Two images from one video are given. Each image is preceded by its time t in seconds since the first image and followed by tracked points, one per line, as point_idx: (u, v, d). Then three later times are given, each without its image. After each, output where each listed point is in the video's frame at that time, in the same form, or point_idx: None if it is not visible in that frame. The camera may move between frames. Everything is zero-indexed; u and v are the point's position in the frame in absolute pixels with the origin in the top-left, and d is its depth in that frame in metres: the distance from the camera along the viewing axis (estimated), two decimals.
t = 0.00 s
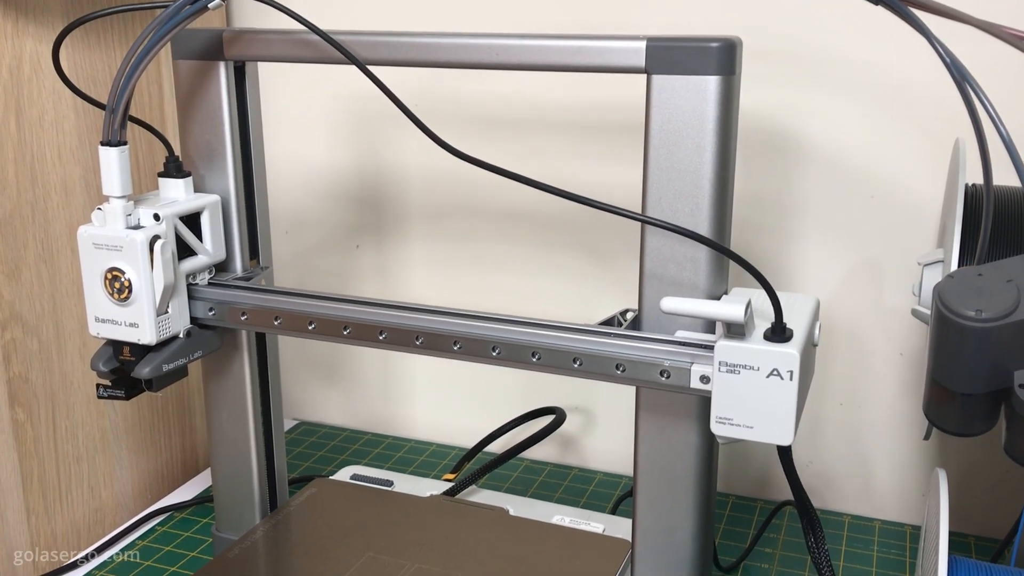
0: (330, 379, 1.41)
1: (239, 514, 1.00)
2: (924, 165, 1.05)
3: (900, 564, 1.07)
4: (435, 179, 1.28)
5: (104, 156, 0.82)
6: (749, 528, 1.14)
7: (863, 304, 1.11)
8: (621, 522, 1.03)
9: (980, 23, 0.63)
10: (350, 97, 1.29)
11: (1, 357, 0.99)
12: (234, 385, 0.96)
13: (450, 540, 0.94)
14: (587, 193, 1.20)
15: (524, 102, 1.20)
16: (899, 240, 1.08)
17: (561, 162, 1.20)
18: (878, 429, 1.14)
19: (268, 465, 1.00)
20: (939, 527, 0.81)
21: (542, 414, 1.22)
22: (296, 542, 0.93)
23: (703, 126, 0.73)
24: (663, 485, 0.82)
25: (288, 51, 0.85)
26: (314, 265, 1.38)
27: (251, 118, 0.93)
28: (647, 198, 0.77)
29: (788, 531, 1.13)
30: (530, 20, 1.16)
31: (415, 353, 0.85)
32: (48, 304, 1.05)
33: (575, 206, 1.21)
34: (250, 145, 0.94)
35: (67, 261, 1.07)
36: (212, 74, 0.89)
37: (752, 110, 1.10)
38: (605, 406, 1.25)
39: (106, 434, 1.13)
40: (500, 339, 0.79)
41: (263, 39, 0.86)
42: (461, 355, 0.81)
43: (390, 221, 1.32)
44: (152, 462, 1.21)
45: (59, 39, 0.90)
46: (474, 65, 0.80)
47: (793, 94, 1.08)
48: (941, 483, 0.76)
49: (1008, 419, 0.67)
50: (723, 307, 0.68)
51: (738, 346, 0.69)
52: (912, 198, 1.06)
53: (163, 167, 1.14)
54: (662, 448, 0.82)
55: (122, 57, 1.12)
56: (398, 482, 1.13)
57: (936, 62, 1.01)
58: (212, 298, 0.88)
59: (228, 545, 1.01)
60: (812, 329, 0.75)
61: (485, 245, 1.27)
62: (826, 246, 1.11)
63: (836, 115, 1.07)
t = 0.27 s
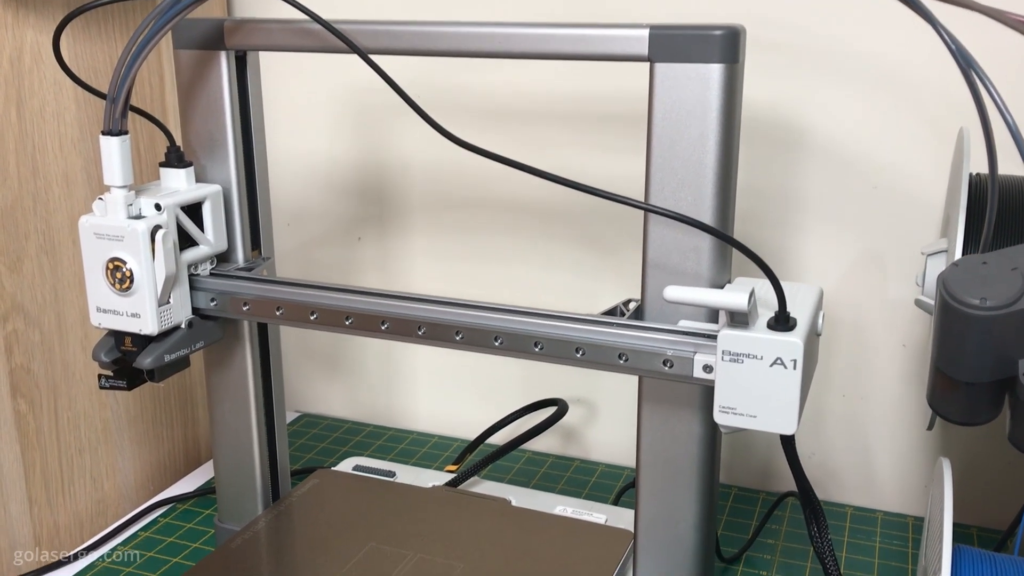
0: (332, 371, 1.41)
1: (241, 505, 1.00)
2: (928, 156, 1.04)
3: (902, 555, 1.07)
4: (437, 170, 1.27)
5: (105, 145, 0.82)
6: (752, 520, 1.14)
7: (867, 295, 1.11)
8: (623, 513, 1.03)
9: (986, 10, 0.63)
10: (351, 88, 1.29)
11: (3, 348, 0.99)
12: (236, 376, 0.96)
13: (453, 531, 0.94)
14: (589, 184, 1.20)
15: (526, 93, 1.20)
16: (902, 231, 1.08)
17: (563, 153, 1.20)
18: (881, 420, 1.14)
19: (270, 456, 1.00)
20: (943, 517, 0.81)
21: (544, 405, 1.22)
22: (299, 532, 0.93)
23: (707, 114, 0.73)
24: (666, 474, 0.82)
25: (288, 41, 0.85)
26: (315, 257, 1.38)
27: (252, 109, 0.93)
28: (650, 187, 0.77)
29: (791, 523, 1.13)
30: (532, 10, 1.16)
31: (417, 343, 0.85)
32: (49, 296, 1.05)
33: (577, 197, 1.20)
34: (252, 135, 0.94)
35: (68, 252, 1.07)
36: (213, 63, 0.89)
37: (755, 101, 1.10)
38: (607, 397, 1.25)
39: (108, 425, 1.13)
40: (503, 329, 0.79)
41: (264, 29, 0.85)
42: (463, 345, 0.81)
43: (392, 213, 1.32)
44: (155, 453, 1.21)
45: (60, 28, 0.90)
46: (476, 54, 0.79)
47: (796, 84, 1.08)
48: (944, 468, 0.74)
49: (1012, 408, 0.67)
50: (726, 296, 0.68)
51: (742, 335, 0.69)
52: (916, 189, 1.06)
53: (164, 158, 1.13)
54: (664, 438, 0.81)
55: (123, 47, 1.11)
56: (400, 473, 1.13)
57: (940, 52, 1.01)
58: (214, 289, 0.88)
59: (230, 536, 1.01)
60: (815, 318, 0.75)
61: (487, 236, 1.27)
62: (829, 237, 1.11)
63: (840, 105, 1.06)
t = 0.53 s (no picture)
0: (334, 362, 1.40)
1: (244, 495, 1.00)
2: (932, 145, 1.04)
3: (906, 546, 1.06)
4: (440, 161, 1.27)
5: (106, 135, 0.81)
6: (755, 510, 1.14)
7: (871, 285, 1.10)
8: (626, 503, 1.03)
9: None
10: (353, 79, 1.28)
11: (5, 339, 0.99)
12: (238, 366, 0.96)
13: (455, 521, 0.94)
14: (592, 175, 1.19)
15: (529, 83, 1.19)
16: (906, 221, 1.07)
17: (566, 144, 1.19)
18: (884, 411, 1.14)
19: (273, 447, 1.00)
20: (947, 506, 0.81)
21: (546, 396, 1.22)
22: (302, 523, 0.93)
23: (710, 102, 0.73)
24: (669, 464, 0.82)
25: (288, 29, 0.84)
26: (318, 248, 1.38)
27: (254, 98, 0.93)
28: (654, 175, 0.76)
29: (794, 513, 1.13)
30: None
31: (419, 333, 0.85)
32: (52, 287, 1.04)
33: (580, 188, 1.20)
34: (253, 124, 0.93)
35: (71, 243, 1.06)
36: (214, 52, 0.88)
37: (759, 90, 1.10)
38: (610, 388, 1.25)
39: (111, 417, 1.13)
40: (505, 319, 0.79)
41: (264, 18, 0.85)
42: (466, 334, 0.81)
43: (394, 204, 1.31)
44: (158, 445, 1.21)
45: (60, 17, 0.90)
46: (479, 41, 0.79)
47: (800, 73, 1.07)
48: (948, 455, 0.74)
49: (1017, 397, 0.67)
50: (730, 284, 0.68)
51: (745, 323, 0.69)
52: (919, 179, 1.05)
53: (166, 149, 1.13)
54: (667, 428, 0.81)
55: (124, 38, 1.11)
56: (403, 464, 1.13)
57: (944, 40, 1.00)
58: (216, 278, 0.88)
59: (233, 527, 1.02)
60: (819, 306, 0.74)
61: (490, 227, 1.27)
62: (833, 227, 1.10)
63: (843, 94, 1.06)
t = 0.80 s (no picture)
0: (336, 353, 1.40)
1: (247, 485, 1.01)
2: (936, 135, 1.03)
3: (909, 536, 1.06)
4: (441, 151, 1.27)
5: (107, 124, 0.81)
6: (758, 500, 1.14)
7: (874, 275, 1.10)
8: (629, 492, 1.03)
9: None
10: (354, 69, 1.28)
11: (7, 330, 0.99)
12: (240, 356, 0.95)
13: (458, 511, 0.94)
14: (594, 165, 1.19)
15: (531, 73, 1.19)
16: (909, 210, 1.07)
17: (568, 134, 1.19)
18: (888, 401, 1.14)
19: (275, 437, 1.00)
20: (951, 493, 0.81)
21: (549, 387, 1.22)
22: (305, 513, 0.93)
23: (713, 90, 0.72)
24: (671, 453, 0.82)
25: (290, 18, 0.84)
26: (319, 239, 1.37)
27: (255, 87, 0.92)
28: (656, 163, 0.76)
29: (797, 503, 1.13)
30: None
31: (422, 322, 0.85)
32: (54, 278, 1.04)
33: (582, 178, 1.20)
34: (255, 114, 0.93)
35: (72, 234, 1.06)
36: (215, 41, 0.88)
37: (762, 79, 1.09)
38: (612, 379, 1.25)
39: (113, 408, 1.13)
40: (507, 308, 0.79)
41: (264, 6, 0.85)
42: (469, 324, 0.81)
43: (396, 195, 1.31)
44: (160, 436, 1.21)
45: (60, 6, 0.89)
46: (481, 29, 0.78)
47: (803, 62, 1.07)
48: (951, 443, 0.74)
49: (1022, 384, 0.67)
50: (733, 272, 0.68)
51: (748, 311, 0.69)
52: (923, 168, 1.05)
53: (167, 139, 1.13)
54: (670, 417, 0.81)
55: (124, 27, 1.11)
56: (405, 454, 1.13)
57: (948, 28, 1.00)
58: (218, 268, 0.88)
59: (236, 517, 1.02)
60: (823, 294, 0.74)
61: (492, 217, 1.26)
62: (836, 217, 1.10)
63: (847, 83, 1.06)
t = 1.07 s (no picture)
0: (338, 345, 1.40)
1: (249, 476, 1.01)
2: (939, 124, 1.03)
3: (912, 526, 1.06)
4: (443, 142, 1.26)
5: (107, 113, 0.81)
6: (761, 491, 1.13)
7: (877, 265, 1.10)
8: (631, 483, 1.03)
9: None
10: (355, 59, 1.27)
11: (9, 321, 0.99)
12: (242, 347, 0.95)
13: (460, 501, 0.94)
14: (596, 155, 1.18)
15: (532, 63, 1.18)
16: (913, 200, 1.06)
17: (570, 124, 1.19)
18: (891, 391, 1.13)
19: (277, 428, 1.00)
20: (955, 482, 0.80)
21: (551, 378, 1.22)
22: (307, 504, 0.93)
23: (716, 77, 0.72)
24: (673, 442, 0.82)
25: (291, 6, 0.84)
26: (321, 230, 1.37)
27: (256, 76, 0.92)
28: (659, 151, 0.76)
29: (800, 493, 1.13)
30: None
31: (423, 312, 0.84)
32: (55, 269, 1.04)
33: (584, 168, 1.19)
34: (256, 104, 0.93)
35: (73, 225, 1.06)
36: (215, 30, 0.88)
37: (764, 68, 1.09)
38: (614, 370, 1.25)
39: (115, 399, 1.13)
40: (510, 298, 0.78)
41: None
42: (471, 313, 0.80)
43: (398, 186, 1.31)
44: (162, 427, 1.21)
45: None
46: (482, 17, 0.78)
47: (806, 51, 1.06)
48: (955, 431, 0.73)
49: None
50: (736, 261, 0.67)
51: (751, 300, 0.68)
52: (927, 157, 1.04)
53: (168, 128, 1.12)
54: (673, 406, 0.81)
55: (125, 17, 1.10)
56: (407, 445, 1.13)
57: (952, 16, 0.99)
58: (219, 258, 0.88)
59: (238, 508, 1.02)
60: (826, 283, 0.74)
61: (494, 208, 1.26)
62: (839, 206, 1.10)
63: (850, 72, 1.05)
